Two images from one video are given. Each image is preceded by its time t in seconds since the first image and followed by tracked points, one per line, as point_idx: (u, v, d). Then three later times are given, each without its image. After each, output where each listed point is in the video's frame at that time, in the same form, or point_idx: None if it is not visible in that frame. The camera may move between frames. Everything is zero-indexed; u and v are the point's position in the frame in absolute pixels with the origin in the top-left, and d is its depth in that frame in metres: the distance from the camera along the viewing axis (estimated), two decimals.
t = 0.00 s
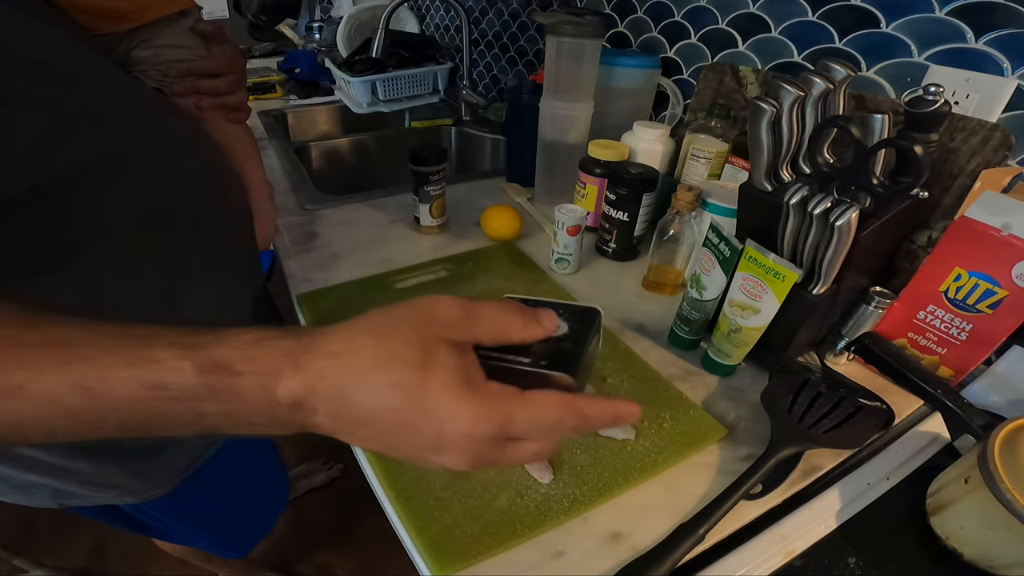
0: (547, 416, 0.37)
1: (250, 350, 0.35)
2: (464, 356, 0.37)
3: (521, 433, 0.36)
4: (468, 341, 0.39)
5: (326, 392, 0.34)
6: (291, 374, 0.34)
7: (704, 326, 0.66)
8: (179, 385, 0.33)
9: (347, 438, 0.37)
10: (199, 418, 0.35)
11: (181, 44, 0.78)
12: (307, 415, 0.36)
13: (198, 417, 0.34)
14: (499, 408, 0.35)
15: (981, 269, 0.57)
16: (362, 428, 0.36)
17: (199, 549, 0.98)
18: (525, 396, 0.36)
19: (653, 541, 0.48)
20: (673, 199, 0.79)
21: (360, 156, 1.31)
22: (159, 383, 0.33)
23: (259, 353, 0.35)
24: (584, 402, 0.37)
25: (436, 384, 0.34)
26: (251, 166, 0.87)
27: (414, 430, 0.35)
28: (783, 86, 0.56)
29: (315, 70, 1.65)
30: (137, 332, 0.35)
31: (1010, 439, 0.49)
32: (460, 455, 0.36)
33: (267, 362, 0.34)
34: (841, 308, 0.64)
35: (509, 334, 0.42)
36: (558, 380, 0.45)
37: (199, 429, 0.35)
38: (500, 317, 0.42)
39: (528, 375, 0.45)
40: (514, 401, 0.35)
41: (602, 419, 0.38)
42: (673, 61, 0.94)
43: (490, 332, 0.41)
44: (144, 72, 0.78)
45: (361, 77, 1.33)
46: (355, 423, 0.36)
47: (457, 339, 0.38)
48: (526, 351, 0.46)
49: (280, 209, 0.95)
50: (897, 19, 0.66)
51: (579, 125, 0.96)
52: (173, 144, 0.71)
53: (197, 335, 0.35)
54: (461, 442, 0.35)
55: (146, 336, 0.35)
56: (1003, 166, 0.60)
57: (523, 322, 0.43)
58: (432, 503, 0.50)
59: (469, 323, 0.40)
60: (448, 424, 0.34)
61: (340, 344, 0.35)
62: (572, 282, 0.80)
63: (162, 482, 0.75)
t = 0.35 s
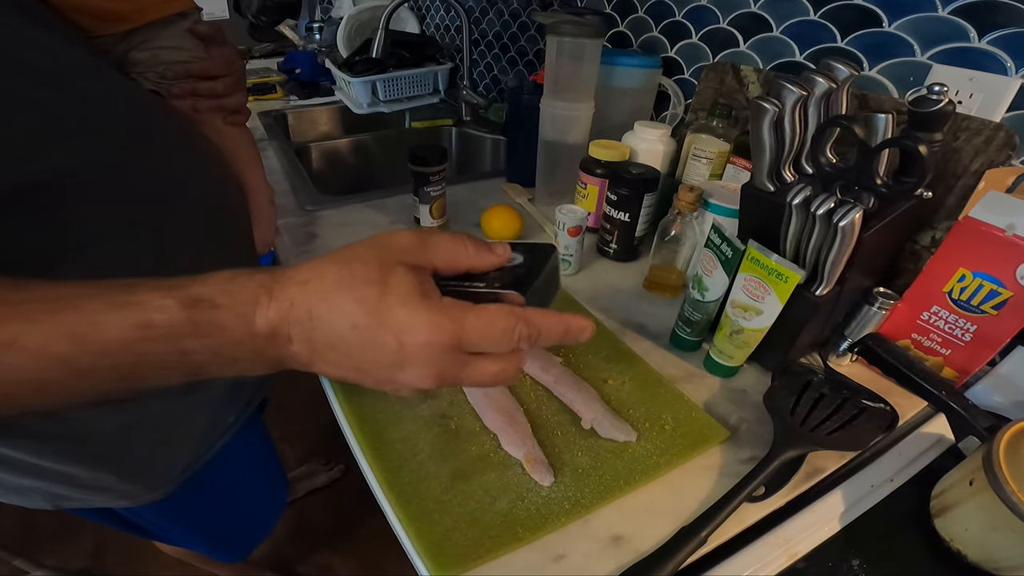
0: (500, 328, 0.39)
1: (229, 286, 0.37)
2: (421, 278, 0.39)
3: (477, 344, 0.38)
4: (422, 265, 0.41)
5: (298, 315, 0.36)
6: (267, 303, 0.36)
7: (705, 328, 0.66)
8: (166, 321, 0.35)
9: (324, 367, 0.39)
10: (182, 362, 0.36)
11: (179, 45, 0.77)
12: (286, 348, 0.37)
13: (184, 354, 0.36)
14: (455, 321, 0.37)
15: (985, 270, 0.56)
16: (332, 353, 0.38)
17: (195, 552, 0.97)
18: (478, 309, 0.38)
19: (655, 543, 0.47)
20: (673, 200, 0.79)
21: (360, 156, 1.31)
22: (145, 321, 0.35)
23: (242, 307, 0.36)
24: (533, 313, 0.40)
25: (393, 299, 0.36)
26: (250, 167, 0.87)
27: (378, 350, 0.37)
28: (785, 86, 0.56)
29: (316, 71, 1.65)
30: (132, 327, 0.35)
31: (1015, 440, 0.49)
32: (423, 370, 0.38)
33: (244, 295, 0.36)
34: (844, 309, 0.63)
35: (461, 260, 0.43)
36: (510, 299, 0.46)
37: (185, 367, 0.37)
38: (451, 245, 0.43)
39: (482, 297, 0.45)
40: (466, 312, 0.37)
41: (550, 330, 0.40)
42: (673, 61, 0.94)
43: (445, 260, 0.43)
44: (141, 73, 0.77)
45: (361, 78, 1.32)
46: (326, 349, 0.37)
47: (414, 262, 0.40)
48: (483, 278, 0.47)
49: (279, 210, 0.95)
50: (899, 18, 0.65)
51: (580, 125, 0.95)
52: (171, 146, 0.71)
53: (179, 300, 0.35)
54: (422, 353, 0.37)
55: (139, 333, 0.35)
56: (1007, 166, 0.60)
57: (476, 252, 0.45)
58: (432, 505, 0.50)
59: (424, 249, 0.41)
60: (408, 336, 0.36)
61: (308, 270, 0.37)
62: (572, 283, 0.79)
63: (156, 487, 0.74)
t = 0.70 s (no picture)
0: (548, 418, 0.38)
1: (257, 353, 0.37)
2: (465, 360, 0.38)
3: (523, 435, 0.37)
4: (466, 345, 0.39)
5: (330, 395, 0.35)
6: (297, 377, 0.36)
7: (713, 339, 0.66)
8: (186, 390, 0.35)
9: (351, 443, 0.37)
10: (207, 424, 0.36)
11: (192, 56, 0.79)
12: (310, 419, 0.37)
13: (205, 422, 0.36)
14: (500, 413, 0.36)
15: (993, 281, 0.57)
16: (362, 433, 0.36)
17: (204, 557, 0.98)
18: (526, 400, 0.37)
19: (662, 553, 0.47)
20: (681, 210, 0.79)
21: (368, 165, 1.32)
22: (166, 388, 0.35)
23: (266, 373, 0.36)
24: (587, 403, 0.39)
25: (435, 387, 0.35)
26: (261, 176, 0.88)
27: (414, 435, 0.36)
28: (794, 97, 0.56)
29: (325, 79, 1.67)
30: (149, 351, 0.36)
31: None
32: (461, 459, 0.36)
33: (274, 366, 0.36)
34: (853, 320, 0.63)
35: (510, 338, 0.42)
36: (562, 382, 0.47)
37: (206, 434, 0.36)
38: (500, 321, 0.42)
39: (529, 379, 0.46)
40: (514, 403, 0.36)
41: (603, 420, 0.39)
42: (681, 71, 0.94)
43: (493, 335, 0.41)
44: (155, 83, 0.79)
45: (369, 87, 1.34)
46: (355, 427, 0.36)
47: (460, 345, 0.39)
48: (531, 356, 0.47)
49: (290, 220, 0.96)
50: (907, 27, 0.66)
51: (587, 136, 0.96)
52: (184, 155, 0.72)
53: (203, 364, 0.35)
54: (463, 444, 0.36)
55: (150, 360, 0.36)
56: (1015, 177, 0.60)
57: (528, 325, 0.43)
58: (442, 514, 0.50)
59: (469, 327, 0.40)
60: (448, 426, 0.35)
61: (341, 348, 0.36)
62: (580, 294, 0.80)
63: (167, 493, 0.74)
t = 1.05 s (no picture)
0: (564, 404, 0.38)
1: (269, 350, 0.36)
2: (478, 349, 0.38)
3: (537, 423, 0.37)
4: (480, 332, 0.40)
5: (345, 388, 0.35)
6: (311, 372, 0.35)
7: (712, 339, 0.66)
8: (173, 425, 0.35)
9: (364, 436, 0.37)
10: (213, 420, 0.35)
11: (190, 56, 0.79)
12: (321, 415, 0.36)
13: (217, 418, 0.35)
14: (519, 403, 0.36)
15: (992, 281, 0.56)
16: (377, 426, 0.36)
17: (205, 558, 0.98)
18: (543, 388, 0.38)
19: (661, 553, 0.47)
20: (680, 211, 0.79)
21: (367, 166, 1.32)
22: (177, 385, 0.34)
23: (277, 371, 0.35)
24: (596, 392, 0.39)
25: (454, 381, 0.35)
26: (259, 177, 0.88)
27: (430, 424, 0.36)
28: (792, 98, 0.56)
29: (323, 80, 1.67)
30: (160, 347, 0.35)
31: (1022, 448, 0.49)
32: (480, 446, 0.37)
33: (285, 362, 0.35)
34: (852, 320, 0.63)
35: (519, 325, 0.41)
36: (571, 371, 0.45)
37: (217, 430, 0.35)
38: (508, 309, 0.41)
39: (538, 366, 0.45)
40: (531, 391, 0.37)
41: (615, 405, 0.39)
42: (679, 71, 0.94)
43: (502, 324, 0.41)
44: (152, 83, 0.79)
45: (368, 87, 1.34)
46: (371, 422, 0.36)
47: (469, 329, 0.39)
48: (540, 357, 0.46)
49: (288, 220, 0.96)
50: (905, 28, 0.66)
51: (586, 136, 0.96)
52: (182, 155, 0.72)
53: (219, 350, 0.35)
54: (479, 434, 0.36)
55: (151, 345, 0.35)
56: (1013, 176, 0.60)
57: (532, 315, 0.42)
58: (440, 514, 0.50)
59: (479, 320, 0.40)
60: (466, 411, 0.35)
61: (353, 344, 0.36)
62: (578, 294, 0.80)
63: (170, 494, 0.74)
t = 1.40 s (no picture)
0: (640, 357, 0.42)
1: (396, 328, 0.38)
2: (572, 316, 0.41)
3: (629, 391, 0.43)
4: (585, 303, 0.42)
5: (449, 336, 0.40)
6: (432, 351, 0.38)
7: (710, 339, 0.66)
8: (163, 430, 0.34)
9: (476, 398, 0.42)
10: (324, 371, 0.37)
11: (181, 59, 0.79)
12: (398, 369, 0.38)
13: (349, 391, 0.37)
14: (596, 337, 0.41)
15: (989, 279, 0.56)
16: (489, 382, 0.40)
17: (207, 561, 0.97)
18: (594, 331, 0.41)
19: (660, 555, 0.47)
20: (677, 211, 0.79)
21: (364, 167, 1.31)
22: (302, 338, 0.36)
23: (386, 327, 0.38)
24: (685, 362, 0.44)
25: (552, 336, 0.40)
26: (254, 178, 0.88)
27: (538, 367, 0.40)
28: (787, 97, 0.56)
29: (319, 81, 1.66)
30: (297, 321, 0.37)
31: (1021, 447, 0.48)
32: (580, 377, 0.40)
33: (408, 337, 0.38)
34: (848, 319, 0.63)
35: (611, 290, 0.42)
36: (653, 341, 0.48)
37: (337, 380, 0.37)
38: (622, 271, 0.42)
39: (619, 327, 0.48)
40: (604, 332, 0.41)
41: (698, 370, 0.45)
42: (675, 71, 0.94)
43: (596, 290, 0.41)
44: (145, 87, 0.78)
45: (364, 88, 1.33)
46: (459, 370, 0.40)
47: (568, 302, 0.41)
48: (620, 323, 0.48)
49: (283, 222, 0.95)
50: (900, 26, 0.66)
51: (583, 136, 0.96)
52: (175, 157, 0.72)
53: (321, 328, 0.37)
54: (579, 401, 0.42)
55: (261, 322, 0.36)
56: (1009, 174, 0.60)
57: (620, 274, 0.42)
58: (438, 517, 0.50)
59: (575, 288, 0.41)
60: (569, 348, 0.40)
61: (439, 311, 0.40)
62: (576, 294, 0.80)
63: (170, 499, 0.74)
